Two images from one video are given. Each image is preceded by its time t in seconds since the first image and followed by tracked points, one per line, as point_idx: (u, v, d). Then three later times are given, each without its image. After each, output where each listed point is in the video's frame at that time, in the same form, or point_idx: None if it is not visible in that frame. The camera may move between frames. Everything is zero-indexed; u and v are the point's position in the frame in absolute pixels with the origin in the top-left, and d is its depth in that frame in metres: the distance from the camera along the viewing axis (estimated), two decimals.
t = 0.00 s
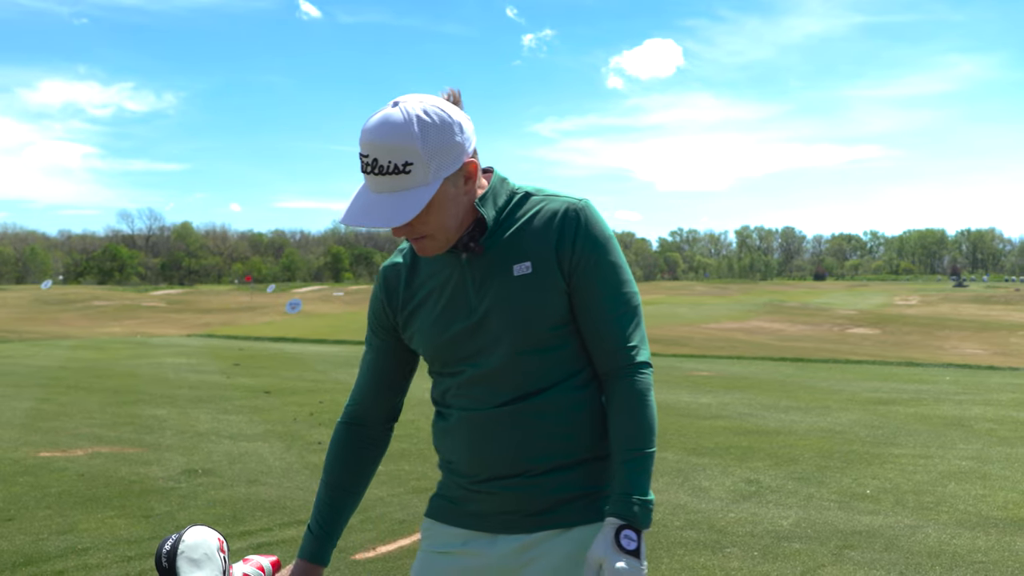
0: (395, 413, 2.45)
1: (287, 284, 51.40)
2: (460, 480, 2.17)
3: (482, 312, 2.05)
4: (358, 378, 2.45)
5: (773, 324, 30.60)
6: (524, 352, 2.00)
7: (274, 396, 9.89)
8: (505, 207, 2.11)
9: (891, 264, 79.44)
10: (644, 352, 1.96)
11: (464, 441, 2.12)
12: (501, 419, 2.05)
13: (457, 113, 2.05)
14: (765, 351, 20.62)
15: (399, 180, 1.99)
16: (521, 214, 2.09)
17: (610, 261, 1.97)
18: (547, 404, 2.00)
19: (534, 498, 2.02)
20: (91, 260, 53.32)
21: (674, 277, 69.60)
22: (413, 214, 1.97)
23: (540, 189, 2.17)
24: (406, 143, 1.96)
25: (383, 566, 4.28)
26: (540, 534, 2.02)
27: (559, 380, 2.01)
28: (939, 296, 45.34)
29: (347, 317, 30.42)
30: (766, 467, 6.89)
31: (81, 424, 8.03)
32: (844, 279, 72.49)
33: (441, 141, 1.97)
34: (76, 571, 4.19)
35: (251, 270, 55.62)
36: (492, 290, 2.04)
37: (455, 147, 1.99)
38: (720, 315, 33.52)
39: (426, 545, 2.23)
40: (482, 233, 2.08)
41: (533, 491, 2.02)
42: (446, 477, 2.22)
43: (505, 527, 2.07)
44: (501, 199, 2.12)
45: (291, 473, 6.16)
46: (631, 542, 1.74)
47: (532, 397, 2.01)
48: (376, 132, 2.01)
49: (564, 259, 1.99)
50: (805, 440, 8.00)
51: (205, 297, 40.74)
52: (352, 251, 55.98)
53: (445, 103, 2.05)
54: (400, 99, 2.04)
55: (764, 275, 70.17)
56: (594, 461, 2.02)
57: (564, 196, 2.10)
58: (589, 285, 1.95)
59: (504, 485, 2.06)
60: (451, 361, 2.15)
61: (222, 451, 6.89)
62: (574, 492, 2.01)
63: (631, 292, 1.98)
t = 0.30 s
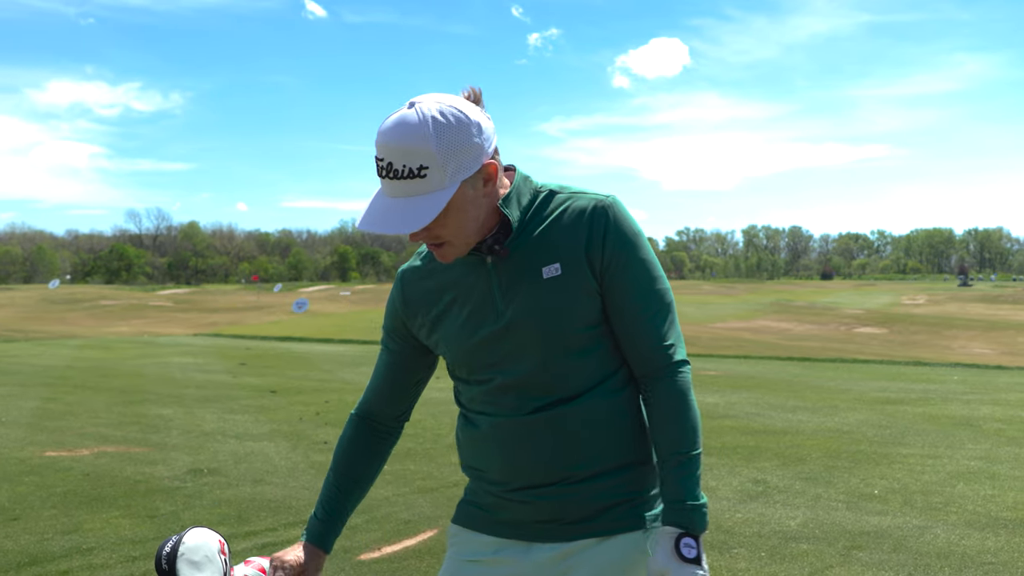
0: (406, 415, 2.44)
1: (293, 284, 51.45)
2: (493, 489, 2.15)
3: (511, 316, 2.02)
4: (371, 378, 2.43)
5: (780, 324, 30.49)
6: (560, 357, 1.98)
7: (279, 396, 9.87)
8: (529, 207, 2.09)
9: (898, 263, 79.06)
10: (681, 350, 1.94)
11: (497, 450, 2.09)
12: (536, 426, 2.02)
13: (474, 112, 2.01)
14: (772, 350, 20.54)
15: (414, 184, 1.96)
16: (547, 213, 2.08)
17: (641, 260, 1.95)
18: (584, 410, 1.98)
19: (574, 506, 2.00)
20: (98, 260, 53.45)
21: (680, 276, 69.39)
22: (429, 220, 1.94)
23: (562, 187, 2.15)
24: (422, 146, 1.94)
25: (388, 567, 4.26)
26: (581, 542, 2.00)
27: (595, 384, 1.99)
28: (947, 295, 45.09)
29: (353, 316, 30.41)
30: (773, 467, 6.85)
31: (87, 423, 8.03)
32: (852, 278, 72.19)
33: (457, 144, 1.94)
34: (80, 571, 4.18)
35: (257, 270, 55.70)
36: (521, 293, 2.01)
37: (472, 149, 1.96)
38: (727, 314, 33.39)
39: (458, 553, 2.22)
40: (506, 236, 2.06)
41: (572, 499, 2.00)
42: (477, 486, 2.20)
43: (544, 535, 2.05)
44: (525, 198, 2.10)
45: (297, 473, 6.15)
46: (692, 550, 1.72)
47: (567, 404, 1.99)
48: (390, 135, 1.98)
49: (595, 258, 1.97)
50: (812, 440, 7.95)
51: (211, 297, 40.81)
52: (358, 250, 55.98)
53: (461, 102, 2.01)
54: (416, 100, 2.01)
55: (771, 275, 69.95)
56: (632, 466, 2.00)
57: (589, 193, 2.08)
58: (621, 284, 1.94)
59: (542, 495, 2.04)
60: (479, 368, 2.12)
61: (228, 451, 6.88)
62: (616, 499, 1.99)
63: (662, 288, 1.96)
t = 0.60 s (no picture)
0: (410, 422, 2.40)
1: (301, 284, 51.52)
2: (509, 496, 2.12)
3: (527, 322, 1.99)
4: (374, 384, 2.40)
5: (788, 323, 30.37)
6: (577, 363, 1.94)
7: (287, 395, 9.87)
8: (541, 208, 2.05)
9: (907, 262, 78.66)
10: (700, 352, 1.89)
11: (513, 458, 2.07)
12: (553, 434, 1.98)
13: (471, 109, 1.97)
14: (780, 350, 20.46)
15: (408, 186, 1.94)
16: (560, 212, 2.03)
17: (657, 258, 1.90)
18: (601, 417, 1.94)
19: (592, 514, 1.97)
20: (108, 259, 53.66)
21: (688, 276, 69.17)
22: (421, 222, 1.92)
23: (575, 185, 2.11)
24: (415, 148, 1.91)
25: (395, 568, 4.23)
26: (599, 552, 1.96)
27: (612, 390, 1.94)
28: (956, 294, 44.85)
29: (361, 315, 30.40)
30: (783, 468, 6.79)
31: (94, 423, 8.03)
32: (860, 278, 71.88)
33: (451, 145, 1.91)
34: (87, 572, 4.17)
35: (265, 269, 55.81)
36: (536, 300, 1.98)
37: (467, 150, 1.92)
38: (735, 313, 33.26)
39: (472, 558, 2.20)
40: (519, 238, 2.02)
41: (590, 508, 1.97)
42: (492, 493, 2.17)
43: (560, 545, 2.02)
44: (537, 198, 2.06)
45: (303, 473, 6.13)
46: (713, 561, 1.71)
47: (584, 411, 1.95)
48: (384, 137, 1.96)
49: (610, 259, 1.92)
50: (822, 440, 7.89)
51: (220, 296, 40.92)
52: (366, 250, 56.00)
53: (458, 100, 1.98)
54: (412, 101, 1.98)
55: (780, 274, 69.69)
56: (652, 472, 1.96)
57: (604, 191, 2.02)
58: (638, 287, 1.89)
59: (560, 504, 2.01)
60: (495, 375, 2.09)
61: (235, 450, 6.87)
62: (637, 507, 1.95)
63: (680, 289, 1.91)
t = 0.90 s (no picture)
0: (425, 416, 2.38)
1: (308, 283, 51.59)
2: (516, 498, 2.10)
3: (539, 321, 1.97)
4: (389, 377, 2.38)
5: (795, 322, 30.29)
6: (587, 366, 1.91)
7: (293, 395, 9.87)
8: (559, 206, 2.02)
9: (915, 262, 78.37)
10: (713, 360, 1.87)
11: (520, 458, 2.05)
12: (562, 437, 1.97)
13: (488, 101, 1.94)
14: (787, 349, 20.40)
15: (417, 172, 1.92)
16: (579, 211, 2.00)
17: (675, 264, 1.87)
18: (610, 421, 1.92)
19: (597, 519, 1.95)
20: (115, 258, 53.82)
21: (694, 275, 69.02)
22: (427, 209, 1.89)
23: (595, 184, 2.08)
24: (426, 133, 1.90)
25: (399, 568, 4.22)
26: (603, 557, 1.95)
27: (621, 394, 1.92)
28: (964, 293, 44.69)
29: (367, 315, 30.43)
30: (789, 468, 6.76)
31: (100, 422, 8.04)
32: (867, 277, 71.69)
33: (462, 133, 1.88)
34: (91, 572, 4.17)
35: (272, 269, 55.93)
36: (550, 300, 1.95)
37: (479, 139, 1.89)
38: (741, 313, 33.19)
39: (477, 562, 2.19)
40: (535, 237, 2.00)
41: (595, 512, 1.95)
42: (499, 494, 2.16)
43: (565, 548, 2.01)
44: (555, 196, 2.03)
45: (309, 473, 6.12)
46: (689, 569, 1.69)
47: (594, 415, 1.93)
48: (399, 123, 1.95)
49: (627, 262, 1.90)
50: (829, 440, 7.85)
51: (226, 295, 41.06)
52: (373, 249, 56.08)
53: (476, 90, 1.95)
54: (431, 88, 1.97)
55: (786, 275, 69.52)
56: (659, 479, 1.94)
57: (625, 193, 1.99)
58: (654, 292, 1.86)
59: (566, 507, 1.99)
60: (506, 374, 2.06)
61: (240, 450, 6.87)
62: (642, 513, 1.93)
63: (697, 296, 1.88)
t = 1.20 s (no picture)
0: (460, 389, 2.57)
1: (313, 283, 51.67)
2: (517, 498, 2.11)
3: (544, 323, 1.97)
4: (425, 351, 2.53)
5: (801, 323, 30.24)
6: (592, 372, 1.92)
7: (299, 395, 9.90)
8: (575, 208, 2.01)
9: (921, 262, 78.08)
10: (720, 371, 1.86)
11: (522, 457, 2.07)
12: (566, 440, 1.98)
13: (500, 103, 1.96)
14: (793, 349, 20.36)
15: (427, 171, 1.95)
16: (592, 215, 1.99)
17: (686, 274, 1.85)
18: (612, 425, 1.93)
19: (597, 521, 1.95)
20: (121, 259, 53.95)
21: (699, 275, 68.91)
22: (435, 206, 1.91)
23: (610, 188, 2.06)
24: (436, 133, 1.93)
25: (406, 569, 4.23)
26: (603, 559, 1.95)
27: (625, 400, 1.93)
28: (971, 294, 44.52)
29: (373, 315, 30.49)
30: (795, 469, 6.75)
31: (107, 423, 8.07)
32: (873, 277, 71.51)
33: (472, 133, 1.90)
34: (100, 571, 4.19)
35: (278, 269, 56.05)
36: (556, 303, 1.95)
37: (488, 140, 1.91)
38: (747, 313, 33.11)
39: (482, 559, 2.19)
40: (546, 240, 1.99)
41: (595, 514, 1.95)
42: (502, 493, 2.16)
43: (565, 549, 2.01)
44: (570, 198, 2.01)
45: (315, 473, 6.14)
46: None
47: (596, 419, 1.94)
48: (413, 125, 1.99)
49: (634, 270, 1.88)
50: (836, 442, 7.83)
51: (232, 296, 41.15)
52: (378, 249, 56.14)
53: (489, 92, 1.98)
54: (445, 90, 2.01)
55: (792, 274, 69.37)
56: (662, 481, 1.94)
57: (639, 199, 1.96)
58: (662, 303, 1.85)
59: (565, 507, 2.00)
60: (511, 374, 2.08)
61: (247, 450, 6.89)
62: (642, 515, 1.93)
63: (710, 307, 1.86)
